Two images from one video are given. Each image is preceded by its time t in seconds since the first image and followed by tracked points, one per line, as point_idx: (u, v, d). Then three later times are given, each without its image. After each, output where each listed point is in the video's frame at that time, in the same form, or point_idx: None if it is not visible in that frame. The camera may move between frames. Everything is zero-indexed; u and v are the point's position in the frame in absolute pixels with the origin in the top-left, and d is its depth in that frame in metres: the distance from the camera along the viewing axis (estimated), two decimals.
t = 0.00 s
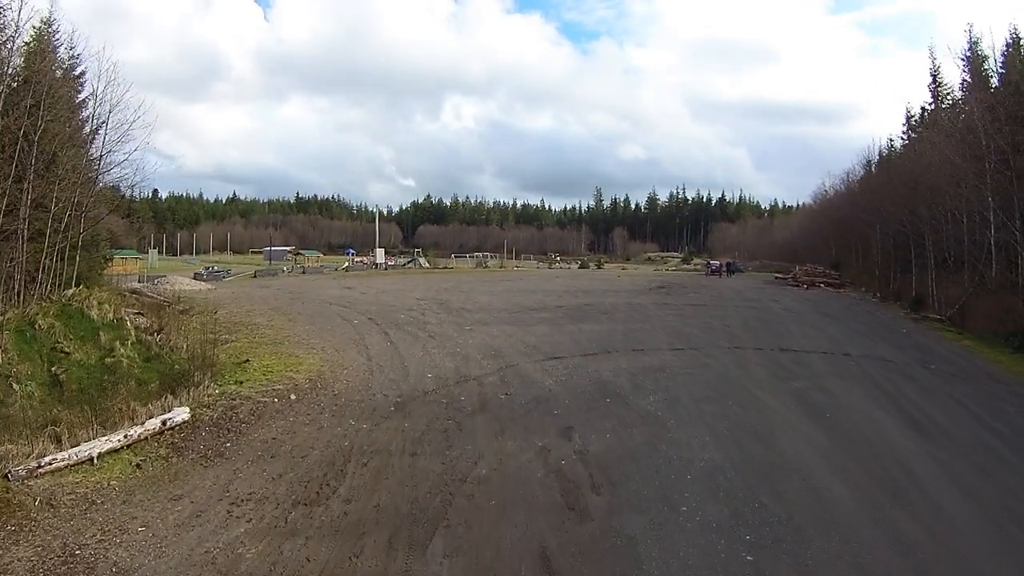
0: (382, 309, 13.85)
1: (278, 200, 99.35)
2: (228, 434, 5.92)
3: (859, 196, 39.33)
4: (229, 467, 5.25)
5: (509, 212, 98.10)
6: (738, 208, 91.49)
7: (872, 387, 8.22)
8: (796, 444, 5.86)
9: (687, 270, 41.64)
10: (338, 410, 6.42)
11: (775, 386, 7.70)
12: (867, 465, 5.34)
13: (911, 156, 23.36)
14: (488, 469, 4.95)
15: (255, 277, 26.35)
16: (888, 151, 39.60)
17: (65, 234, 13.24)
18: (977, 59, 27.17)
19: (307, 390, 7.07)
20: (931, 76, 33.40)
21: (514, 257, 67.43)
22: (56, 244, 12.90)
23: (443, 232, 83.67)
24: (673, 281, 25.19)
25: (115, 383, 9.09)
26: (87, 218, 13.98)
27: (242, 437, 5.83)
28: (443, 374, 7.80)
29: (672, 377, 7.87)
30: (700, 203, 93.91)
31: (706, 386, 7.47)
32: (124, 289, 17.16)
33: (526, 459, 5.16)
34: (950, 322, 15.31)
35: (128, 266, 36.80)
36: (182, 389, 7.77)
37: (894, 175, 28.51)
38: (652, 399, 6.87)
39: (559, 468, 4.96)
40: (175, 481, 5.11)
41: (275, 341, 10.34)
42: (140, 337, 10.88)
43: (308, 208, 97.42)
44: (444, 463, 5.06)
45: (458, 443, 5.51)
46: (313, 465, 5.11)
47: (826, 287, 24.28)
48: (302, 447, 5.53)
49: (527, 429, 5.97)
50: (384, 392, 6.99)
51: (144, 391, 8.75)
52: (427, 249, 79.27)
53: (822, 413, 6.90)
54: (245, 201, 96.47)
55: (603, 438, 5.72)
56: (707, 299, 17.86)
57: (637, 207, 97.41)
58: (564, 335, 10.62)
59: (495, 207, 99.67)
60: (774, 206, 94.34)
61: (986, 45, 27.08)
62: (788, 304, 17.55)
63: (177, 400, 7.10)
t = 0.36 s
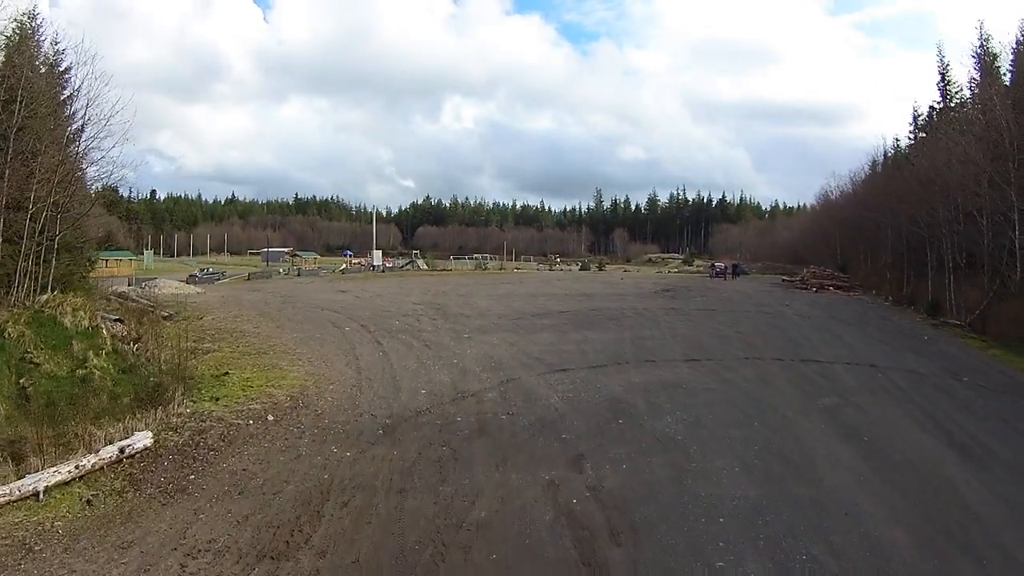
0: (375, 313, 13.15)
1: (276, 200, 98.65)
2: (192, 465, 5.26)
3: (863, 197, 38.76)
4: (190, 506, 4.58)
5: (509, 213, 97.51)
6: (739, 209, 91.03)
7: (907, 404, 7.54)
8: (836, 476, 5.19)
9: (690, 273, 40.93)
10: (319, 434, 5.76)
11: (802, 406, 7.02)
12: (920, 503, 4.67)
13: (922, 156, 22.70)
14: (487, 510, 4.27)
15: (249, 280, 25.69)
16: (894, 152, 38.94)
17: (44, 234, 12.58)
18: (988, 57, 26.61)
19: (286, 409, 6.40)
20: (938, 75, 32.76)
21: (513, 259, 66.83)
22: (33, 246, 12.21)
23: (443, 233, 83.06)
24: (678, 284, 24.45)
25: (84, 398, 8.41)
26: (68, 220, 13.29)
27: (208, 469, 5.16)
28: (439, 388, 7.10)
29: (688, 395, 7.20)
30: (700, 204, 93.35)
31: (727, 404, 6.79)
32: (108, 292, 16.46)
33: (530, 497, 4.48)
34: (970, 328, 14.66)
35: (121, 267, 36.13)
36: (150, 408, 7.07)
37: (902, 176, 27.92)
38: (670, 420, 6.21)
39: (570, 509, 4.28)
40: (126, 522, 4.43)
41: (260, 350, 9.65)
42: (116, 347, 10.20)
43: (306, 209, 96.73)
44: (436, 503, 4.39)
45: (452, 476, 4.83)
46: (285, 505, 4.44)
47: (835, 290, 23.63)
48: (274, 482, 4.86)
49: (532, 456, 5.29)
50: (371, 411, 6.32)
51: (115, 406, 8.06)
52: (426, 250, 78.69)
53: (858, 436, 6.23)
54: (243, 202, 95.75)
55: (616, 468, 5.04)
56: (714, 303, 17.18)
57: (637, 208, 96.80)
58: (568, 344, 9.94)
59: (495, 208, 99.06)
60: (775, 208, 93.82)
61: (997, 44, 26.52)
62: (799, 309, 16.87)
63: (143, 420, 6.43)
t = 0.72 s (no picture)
0: (368, 318, 12.45)
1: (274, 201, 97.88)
2: (149, 505, 4.57)
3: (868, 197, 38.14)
4: (140, 557, 3.89)
5: (508, 214, 96.80)
6: (740, 210, 90.44)
7: (947, 422, 6.89)
8: (889, 518, 4.53)
9: (692, 274, 40.14)
10: (296, 465, 5.07)
11: (835, 427, 6.36)
12: (992, 551, 4.02)
13: (934, 155, 22.07)
14: (489, 566, 3.58)
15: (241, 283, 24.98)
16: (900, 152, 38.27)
17: (21, 236, 11.96)
18: (998, 54, 26.01)
19: (262, 433, 5.72)
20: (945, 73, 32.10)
21: (512, 260, 66.13)
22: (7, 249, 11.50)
23: (441, 234, 82.39)
24: (683, 287, 23.75)
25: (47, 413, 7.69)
26: (47, 221, 12.60)
27: (166, 510, 4.47)
28: (434, 406, 6.41)
29: (709, 414, 6.52)
30: (701, 205, 92.76)
31: (753, 427, 6.12)
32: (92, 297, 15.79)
33: (540, 547, 3.80)
34: (992, 334, 14.00)
35: (115, 269, 35.50)
36: (113, 429, 6.36)
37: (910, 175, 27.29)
38: (693, 447, 5.54)
39: (587, 564, 3.60)
40: (61, 575, 3.72)
41: (242, 360, 8.95)
42: (88, 357, 9.49)
43: (305, 210, 96.01)
44: (428, 556, 3.70)
45: (448, 520, 4.15)
46: (249, 559, 3.75)
47: (844, 293, 22.98)
48: (240, 527, 4.17)
49: (539, 492, 4.60)
50: (357, 435, 5.63)
51: (80, 423, 7.36)
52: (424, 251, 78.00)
53: (902, 465, 5.57)
54: (242, 203, 95.08)
55: (637, 509, 4.37)
56: (723, 308, 16.50)
57: (637, 209, 96.16)
58: (573, 354, 9.25)
59: (494, 209, 98.35)
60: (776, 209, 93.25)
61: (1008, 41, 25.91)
62: (812, 313, 16.20)
63: (102, 445, 5.73)
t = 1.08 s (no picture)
0: (361, 324, 11.74)
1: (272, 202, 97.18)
2: (92, 552, 3.86)
3: (873, 197, 37.53)
4: None
5: (507, 215, 96.22)
6: (740, 211, 89.89)
7: (996, 443, 6.23)
8: (960, 568, 3.85)
9: (695, 276, 39.50)
10: (266, 504, 4.38)
11: (875, 452, 5.70)
12: None
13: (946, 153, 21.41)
14: None
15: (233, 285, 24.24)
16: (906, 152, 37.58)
17: None
18: (1010, 50, 25.38)
19: (231, 462, 5.04)
20: (954, 70, 31.41)
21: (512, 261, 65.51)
22: None
23: (440, 236, 81.72)
24: (688, 290, 23.08)
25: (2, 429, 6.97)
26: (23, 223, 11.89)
27: (111, 560, 3.77)
28: (427, 428, 5.72)
29: (736, 438, 5.83)
30: (701, 205, 92.21)
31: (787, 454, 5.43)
32: (73, 300, 15.10)
33: None
34: (1017, 340, 13.34)
35: (108, 271, 34.82)
36: (67, 453, 5.65)
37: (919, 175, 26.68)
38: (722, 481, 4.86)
39: None
40: None
41: (221, 370, 8.27)
42: (55, 368, 8.77)
43: (303, 211, 95.27)
44: None
45: None
46: None
47: (854, 295, 22.32)
48: None
49: (550, 538, 3.93)
50: (338, 464, 4.94)
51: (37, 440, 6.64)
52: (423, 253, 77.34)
53: (959, 497, 4.89)
54: (239, 203, 94.30)
55: (669, 560, 3.68)
56: (732, 313, 15.85)
57: (637, 210, 95.55)
58: (580, 364, 8.57)
59: (493, 210, 97.73)
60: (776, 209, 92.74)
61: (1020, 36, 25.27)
62: (826, 318, 15.54)
63: (48, 472, 5.03)
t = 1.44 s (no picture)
0: (354, 330, 11.07)
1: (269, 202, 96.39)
2: None
3: (879, 197, 36.90)
4: None
5: (506, 215, 95.51)
6: (740, 211, 89.32)
7: None
8: None
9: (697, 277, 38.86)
10: (229, 552, 3.71)
11: (928, 480, 5.06)
12: None
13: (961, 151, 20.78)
14: None
15: (224, 287, 23.50)
16: (913, 151, 36.92)
17: None
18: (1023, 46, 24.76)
19: (192, 498, 4.38)
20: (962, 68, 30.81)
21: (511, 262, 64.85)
22: None
23: (439, 236, 81.05)
24: (693, 292, 22.41)
25: None
26: None
27: None
28: (421, 454, 5.04)
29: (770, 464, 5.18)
30: (701, 206, 91.64)
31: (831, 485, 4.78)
32: (56, 303, 14.43)
33: None
34: None
35: (101, 271, 34.17)
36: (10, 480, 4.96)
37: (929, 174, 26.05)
38: (764, 521, 4.21)
39: None
40: None
41: (197, 383, 7.59)
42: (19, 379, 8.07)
43: (300, 211, 94.65)
44: None
45: None
46: None
47: (864, 298, 21.68)
48: None
49: None
50: (317, 500, 4.27)
51: None
52: (422, 254, 76.64)
53: None
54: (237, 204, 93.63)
55: None
56: (743, 316, 15.20)
57: (637, 210, 94.95)
58: (589, 375, 7.92)
59: (492, 211, 97.05)
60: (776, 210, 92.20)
61: None
62: (840, 322, 14.91)
63: None
